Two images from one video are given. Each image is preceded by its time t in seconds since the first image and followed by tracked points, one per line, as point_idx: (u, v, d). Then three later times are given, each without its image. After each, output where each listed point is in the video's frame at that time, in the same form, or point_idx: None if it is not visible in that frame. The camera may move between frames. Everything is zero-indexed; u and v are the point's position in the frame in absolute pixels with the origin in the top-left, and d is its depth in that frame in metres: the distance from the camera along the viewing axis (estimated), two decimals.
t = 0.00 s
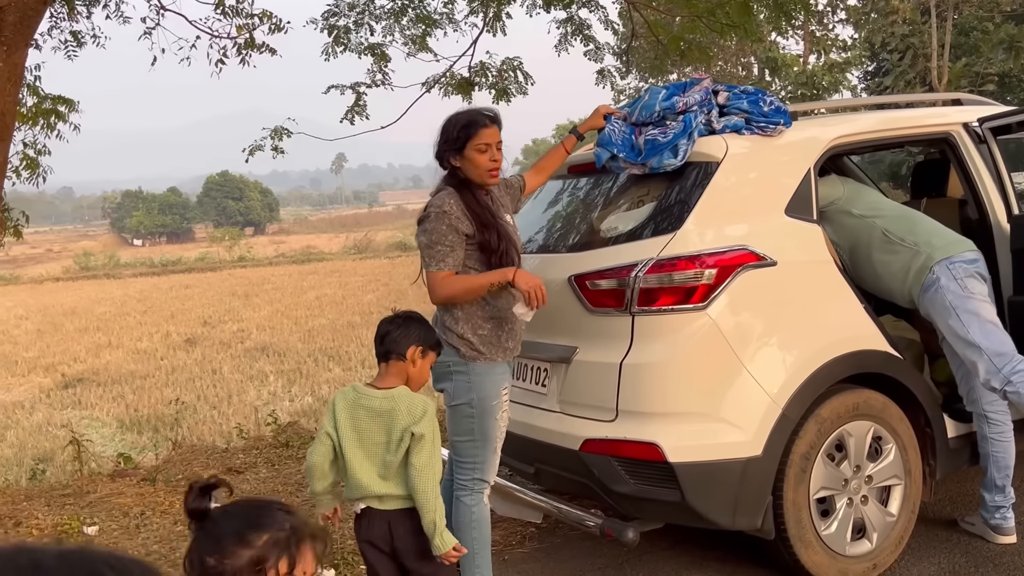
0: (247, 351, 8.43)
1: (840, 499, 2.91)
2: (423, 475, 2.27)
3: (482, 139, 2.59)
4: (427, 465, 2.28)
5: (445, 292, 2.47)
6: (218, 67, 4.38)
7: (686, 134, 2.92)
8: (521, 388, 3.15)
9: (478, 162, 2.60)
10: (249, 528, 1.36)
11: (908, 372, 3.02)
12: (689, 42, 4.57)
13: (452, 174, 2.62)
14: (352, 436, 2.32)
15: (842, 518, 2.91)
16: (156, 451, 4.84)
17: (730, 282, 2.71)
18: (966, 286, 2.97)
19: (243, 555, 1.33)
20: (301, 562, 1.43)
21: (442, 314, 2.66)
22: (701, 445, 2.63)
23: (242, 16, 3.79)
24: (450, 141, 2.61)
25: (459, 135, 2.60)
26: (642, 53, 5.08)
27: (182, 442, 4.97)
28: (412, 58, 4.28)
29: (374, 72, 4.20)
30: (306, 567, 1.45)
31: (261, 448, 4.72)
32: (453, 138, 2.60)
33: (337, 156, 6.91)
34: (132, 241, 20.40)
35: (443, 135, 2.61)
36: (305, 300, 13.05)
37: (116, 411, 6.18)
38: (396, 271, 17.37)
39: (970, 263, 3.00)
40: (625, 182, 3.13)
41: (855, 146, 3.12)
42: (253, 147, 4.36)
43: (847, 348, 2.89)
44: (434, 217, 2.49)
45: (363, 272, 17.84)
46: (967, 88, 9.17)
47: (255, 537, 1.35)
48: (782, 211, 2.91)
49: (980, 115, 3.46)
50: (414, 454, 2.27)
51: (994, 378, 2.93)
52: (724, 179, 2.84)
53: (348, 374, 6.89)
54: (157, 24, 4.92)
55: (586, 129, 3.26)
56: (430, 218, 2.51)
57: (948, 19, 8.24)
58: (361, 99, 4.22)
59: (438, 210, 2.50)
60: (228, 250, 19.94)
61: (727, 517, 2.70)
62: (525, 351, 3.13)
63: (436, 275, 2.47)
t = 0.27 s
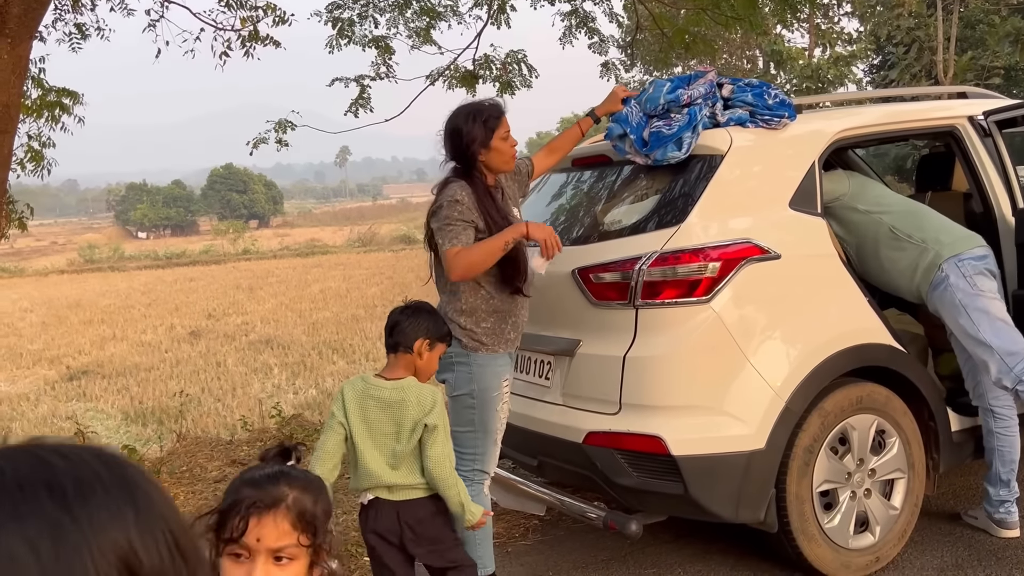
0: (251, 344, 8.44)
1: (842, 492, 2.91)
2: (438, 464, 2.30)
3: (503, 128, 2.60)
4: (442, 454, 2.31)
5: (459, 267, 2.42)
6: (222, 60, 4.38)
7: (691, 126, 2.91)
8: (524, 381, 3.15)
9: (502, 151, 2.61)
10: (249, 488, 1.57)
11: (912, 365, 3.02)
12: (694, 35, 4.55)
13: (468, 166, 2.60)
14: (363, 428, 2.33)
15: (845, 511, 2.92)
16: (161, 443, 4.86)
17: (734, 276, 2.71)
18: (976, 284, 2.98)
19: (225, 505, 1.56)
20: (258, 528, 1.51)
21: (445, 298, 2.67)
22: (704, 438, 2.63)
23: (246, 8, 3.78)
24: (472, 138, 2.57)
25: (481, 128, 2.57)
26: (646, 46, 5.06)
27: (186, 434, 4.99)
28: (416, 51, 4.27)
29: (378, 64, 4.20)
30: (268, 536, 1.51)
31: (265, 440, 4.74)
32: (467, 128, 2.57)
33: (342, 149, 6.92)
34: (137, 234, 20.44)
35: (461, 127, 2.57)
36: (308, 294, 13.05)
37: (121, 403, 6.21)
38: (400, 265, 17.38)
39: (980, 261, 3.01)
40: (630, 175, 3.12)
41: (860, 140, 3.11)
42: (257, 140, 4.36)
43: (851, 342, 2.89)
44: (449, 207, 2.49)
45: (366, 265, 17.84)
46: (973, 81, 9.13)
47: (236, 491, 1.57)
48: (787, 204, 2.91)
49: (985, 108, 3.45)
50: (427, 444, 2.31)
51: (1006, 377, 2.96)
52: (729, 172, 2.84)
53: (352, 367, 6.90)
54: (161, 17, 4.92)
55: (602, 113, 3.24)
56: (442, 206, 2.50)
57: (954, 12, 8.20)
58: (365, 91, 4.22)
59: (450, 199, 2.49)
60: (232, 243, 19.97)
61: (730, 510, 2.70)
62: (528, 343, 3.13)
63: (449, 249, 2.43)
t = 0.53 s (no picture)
0: (251, 339, 8.45)
1: (841, 488, 2.92)
2: (445, 459, 2.31)
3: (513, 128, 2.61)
4: (450, 450, 2.31)
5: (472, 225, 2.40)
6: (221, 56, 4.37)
7: (692, 124, 2.91)
8: (523, 376, 3.16)
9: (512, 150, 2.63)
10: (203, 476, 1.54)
11: (911, 361, 3.02)
12: (694, 32, 4.55)
13: (479, 165, 2.60)
14: (379, 417, 2.36)
15: (844, 507, 2.93)
16: (161, 438, 4.87)
17: (733, 272, 2.71)
18: (985, 283, 2.98)
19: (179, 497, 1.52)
20: (217, 516, 1.49)
21: (449, 284, 2.67)
22: (703, 433, 2.64)
23: (246, 4, 3.78)
24: (484, 139, 2.57)
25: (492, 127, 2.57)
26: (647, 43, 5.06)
27: (186, 430, 5.00)
28: (416, 47, 4.27)
29: (378, 60, 4.19)
30: (228, 523, 1.49)
31: (265, 436, 4.75)
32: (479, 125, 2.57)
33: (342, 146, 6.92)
34: (136, 230, 20.43)
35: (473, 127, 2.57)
36: (309, 290, 13.05)
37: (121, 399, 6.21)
38: (399, 261, 17.38)
39: (988, 260, 3.01)
40: (630, 171, 3.12)
41: (860, 136, 3.12)
42: (257, 135, 4.36)
43: (850, 338, 2.89)
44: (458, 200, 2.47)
45: (366, 261, 17.84)
46: (973, 78, 9.14)
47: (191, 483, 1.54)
48: (786, 201, 2.91)
49: (986, 105, 3.45)
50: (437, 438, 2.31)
51: (1017, 376, 2.95)
52: (729, 168, 2.84)
53: (352, 363, 6.91)
54: (160, 13, 4.92)
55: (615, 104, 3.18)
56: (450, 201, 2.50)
57: (955, 9, 8.18)
58: (365, 87, 4.22)
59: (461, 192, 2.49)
60: (232, 239, 19.96)
61: (729, 506, 2.71)
62: (527, 339, 3.14)
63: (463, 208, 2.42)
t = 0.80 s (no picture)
0: (247, 338, 8.45)
1: (835, 485, 2.93)
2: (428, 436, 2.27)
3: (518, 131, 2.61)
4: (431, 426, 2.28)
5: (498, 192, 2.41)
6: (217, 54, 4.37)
7: (687, 122, 2.92)
8: (519, 375, 3.16)
9: (517, 154, 2.62)
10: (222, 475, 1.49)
11: (905, 359, 3.03)
12: (690, 30, 4.56)
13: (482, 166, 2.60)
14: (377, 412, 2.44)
15: (838, 505, 2.94)
16: (156, 437, 4.86)
17: (728, 270, 2.72)
18: (983, 285, 2.99)
19: (222, 501, 1.45)
20: (277, 506, 1.54)
21: (448, 277, 2.66)
22: (697, 431, 2.65)
23: (241, 2, 3.78)
24: (489, 141, 2.56)
25: (496, 130, 2.56)
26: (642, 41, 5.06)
27: (182, 429, 5.00)
28: (412, 46, 4.26)
29: (374, 59, 4.19)
30: (281, 510, 1.55)
31: (261, 435, 4.75)
32: (485, 127, 2.56)
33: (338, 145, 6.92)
34: (132, 229, 20.39)
35: (481, 129, 2.56)
36: (305, 288, 13.04)
37: (116, 399, 6.20)
38: (396, 259, 17.37)
39: (987, 263, 3.02)
40: (625, 170, 3.12)
41: (855, 135, 3.13)
42: (252, 134, 4.36)
43: (845, 336, 2.90)
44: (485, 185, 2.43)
45: (362, 260, 17.82)
46: (968, 77, 9.17)
47: (237, 484, 1.48)
48: (781, 199, 2.92)
49: (980, 104, 3.46)
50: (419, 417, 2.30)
51: (1013, 380, 2.94)
52: (724, 167, 2.85)
53: (348, 362, 6.91)
54: (155, 11, 4.91)
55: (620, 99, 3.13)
56: (467, 191, 2.47)
57: (949, 8, 8.20)
58: (360, 86, 4.22)
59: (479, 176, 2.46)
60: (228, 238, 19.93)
61: (723, 504, 2.72)
62: (522, 338, 3.14)
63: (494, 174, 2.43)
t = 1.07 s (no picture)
0: (239, 340, 8.42)
1: (826, 485, 2.94)
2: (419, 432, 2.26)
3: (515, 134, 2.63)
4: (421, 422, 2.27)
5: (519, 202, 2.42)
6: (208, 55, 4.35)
7: (678, 124, 2.91)
8: (511, 376, 3.16)
9: (513, 156, 2.64)
10: (285, 474, 1.56)
11: (895, 359, 3.05)
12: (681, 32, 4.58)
13: (476, 169, 2.60)
14: (371, 416, 2.45)
15: (829, 504, 2.95)
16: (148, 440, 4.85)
17: (719, 271, 2.73)
18: (968, 295, 2.99)
19: (301, 497, 1.54)
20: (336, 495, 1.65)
21: (448, 281, 2.64)
22: (689, 432, 2.65)
23: (232, 4, 3.77)
24: (482, 144, 2.56)
25: (491, 133, 2.57)
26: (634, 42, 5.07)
27: (173, 431, 4.98)
28: (403, 47, 4.26)
29: (365, 60, 4.18)
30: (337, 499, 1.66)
31: (253, 437, 4.74)
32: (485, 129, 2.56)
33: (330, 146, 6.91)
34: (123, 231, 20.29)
35: (474, 132, 2.55)
36: (297, 290, 13.01)
37: (107, 401, 6.17)
38: (388, 260, 17.36)
39: (975, 271, 3.02)
40: (617, 171, 3.13)
41: (845, 136, 3.14)
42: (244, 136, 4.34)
43: (835, 337, 2.92)
44: (504, 196, 2.42)
45: (355, 261, 17.79)
46: (958, 78, 9.23)
47: (305, 480, 1.57)
48: (771, 200, 2.93)
49: (969, 105, 3.48)
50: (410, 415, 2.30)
51: (982, 391, 3.02)
52: (715, 168, 2.85)
53: (340, 364, 6.89)
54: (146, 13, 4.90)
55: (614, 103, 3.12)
56: (480, 197, 2.46)
57: (939, 9, 8.24)
58: (352, 88, 4.21)
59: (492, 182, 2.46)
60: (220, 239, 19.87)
61: (715, 504, 2.73)
62: (515, 339, 3.14)
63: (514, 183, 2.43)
